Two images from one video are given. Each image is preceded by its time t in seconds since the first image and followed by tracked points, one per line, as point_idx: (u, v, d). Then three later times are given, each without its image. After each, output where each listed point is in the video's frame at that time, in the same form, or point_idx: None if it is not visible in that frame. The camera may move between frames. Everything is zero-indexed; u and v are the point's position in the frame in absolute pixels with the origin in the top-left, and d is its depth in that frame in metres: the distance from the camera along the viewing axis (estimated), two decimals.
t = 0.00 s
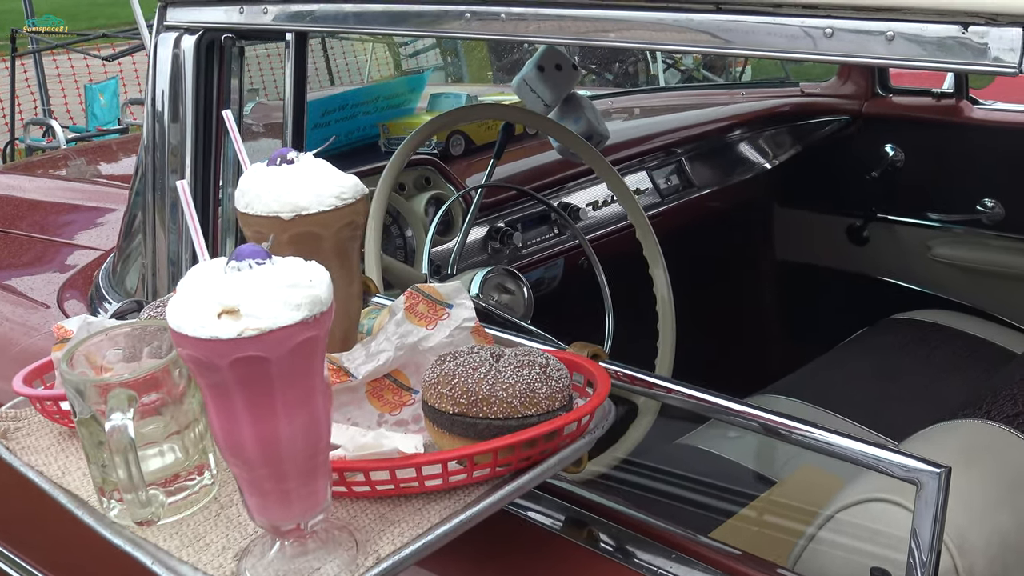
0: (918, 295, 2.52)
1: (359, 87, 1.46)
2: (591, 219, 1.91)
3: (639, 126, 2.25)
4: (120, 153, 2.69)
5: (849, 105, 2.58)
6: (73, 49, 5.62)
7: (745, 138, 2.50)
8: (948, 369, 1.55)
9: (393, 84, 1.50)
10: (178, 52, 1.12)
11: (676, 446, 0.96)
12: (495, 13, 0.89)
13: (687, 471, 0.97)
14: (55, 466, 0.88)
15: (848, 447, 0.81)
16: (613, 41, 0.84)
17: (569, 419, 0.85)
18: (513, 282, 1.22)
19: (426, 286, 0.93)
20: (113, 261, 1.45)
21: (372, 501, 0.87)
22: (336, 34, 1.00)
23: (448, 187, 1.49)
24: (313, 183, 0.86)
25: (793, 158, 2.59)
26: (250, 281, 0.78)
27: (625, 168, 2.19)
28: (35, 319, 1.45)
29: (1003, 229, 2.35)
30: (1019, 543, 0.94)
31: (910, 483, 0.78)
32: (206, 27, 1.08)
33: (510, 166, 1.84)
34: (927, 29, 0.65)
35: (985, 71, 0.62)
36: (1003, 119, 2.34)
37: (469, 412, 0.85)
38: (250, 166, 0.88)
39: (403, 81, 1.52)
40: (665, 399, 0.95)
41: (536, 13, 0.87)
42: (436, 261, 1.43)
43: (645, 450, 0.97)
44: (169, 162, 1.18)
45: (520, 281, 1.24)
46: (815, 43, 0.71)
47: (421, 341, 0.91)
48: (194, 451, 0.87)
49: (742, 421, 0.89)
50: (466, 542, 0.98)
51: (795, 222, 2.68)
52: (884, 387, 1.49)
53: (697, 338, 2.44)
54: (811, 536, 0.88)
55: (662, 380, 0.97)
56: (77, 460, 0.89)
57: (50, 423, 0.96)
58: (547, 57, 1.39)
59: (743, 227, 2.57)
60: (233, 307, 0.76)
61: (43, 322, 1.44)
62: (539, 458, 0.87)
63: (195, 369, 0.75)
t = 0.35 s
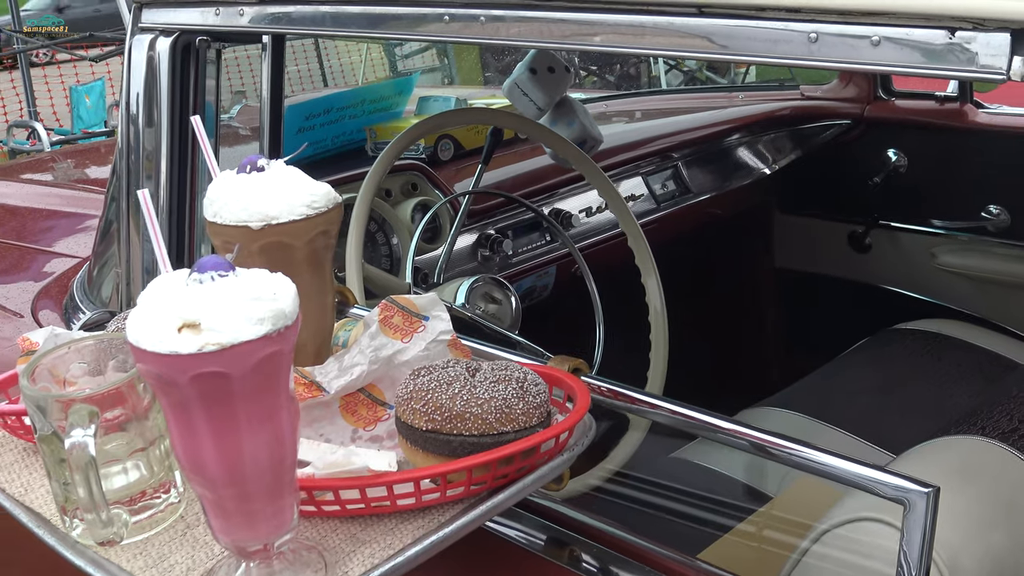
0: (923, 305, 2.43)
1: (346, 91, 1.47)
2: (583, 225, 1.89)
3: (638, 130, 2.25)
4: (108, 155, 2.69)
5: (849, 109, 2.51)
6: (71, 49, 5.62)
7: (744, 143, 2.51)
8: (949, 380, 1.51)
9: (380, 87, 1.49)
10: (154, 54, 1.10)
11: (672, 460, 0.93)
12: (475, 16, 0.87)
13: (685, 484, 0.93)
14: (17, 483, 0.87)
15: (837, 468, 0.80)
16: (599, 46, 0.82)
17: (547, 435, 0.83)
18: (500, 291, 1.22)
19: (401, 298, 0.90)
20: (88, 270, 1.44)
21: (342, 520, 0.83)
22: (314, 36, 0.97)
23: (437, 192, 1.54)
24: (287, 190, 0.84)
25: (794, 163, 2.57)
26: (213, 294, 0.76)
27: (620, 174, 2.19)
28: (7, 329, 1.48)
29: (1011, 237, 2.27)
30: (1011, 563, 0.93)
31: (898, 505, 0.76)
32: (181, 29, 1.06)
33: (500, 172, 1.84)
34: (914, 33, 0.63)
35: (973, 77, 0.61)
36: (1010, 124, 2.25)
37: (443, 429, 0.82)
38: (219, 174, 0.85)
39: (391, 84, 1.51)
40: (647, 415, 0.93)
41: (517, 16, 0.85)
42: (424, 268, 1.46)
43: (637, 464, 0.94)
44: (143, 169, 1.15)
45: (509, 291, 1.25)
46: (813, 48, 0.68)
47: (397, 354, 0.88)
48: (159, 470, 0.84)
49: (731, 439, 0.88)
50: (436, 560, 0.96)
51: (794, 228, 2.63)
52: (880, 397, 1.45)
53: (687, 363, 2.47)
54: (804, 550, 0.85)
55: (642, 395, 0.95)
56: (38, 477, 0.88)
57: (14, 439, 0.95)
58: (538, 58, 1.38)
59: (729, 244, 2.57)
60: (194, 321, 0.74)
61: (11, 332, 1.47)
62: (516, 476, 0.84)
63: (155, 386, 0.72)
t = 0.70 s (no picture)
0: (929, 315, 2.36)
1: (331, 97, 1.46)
2: (574, 232, 1.89)
3: (639, 134, 2.28)
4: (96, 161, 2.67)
5: (851, 112, 2.45)
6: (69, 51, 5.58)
7: (741, 149, 2.45)
8: (949, 395, 1.47)
9: (367, 92, 1.50)
10: (126, 61, 1.07)
11: (666, 476, 0.90)
12: (450, 22, 0.84)
13: (680, 497, 0.91)
14: None
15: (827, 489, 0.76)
16: (582, 53, 0.77)
17: (522, 456, 0.80)
18: (486, 304, 1.29)
19: (373, 313, 0.88)
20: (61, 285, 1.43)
21: (310, 544, 0.80)
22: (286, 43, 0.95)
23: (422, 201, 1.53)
24: (257, 203, 0.81)
25: (792, 169, 2.52)
26: (171, 311, 0.73)
27: (615, 181, 2.14)
28: None
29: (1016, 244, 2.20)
30: None
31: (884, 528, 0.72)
32: (154, 35, 1.04)
33: (488, 180, 1.84)
34: (896, 40, 0.62)
35: (957, 84, 0.60)
36: (1012, 128, 2.21)
37: (413, 449, 0.79)
38: (184, 186, 0.82)
39: (378, 90, 1.52)
40: (630, 434, 0.89)
41: (492, 21, 0.81)
42: (409, 279, 1.47)
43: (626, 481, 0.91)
44: (116, 177, 1.12)
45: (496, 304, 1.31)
46: (813, 57, 0.66)
47: (369, 372, 0.85)
48: (122, 491, 0.82)
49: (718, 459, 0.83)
50: None
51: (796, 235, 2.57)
52: (877, 412, 1.42)
53: (678, 378, 2.50)
54: (798, 565, 0.83)
55: (625, 413, 0.91)
56: None
57: None
58: (527, 63, 1.37)
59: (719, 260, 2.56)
60: (149, 340, 0.71)
61: None
62: (490, 498, 0.81)
63: (112, 410, 0.70)
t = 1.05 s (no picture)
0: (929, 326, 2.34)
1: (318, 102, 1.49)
2: (565, 240, 1.92)
3: (637, 139, 2.26)
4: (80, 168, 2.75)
5: (850, 117, 2.42)
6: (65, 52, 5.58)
7: (739, 154, 2.40)
8: (948, 407, 1.44)
9: (353, 96, 1.52)
10: (100, 65, 1.05)
11: (660, 490, 0.86)
12: (429, 26, 0.81)
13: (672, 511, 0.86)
14: None
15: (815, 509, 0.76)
16: (566, 58, 0.76)
17: (499, 474, 0.77)
18: (472, 314, 1.33)
19: (349, 325, 0.85)
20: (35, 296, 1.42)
21: (281, 564, 0.77)
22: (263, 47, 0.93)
23: (409, 208, 1.55)
24: (227, 213, 0.79)
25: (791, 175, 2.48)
26: (135, 326, 0.70)
27: (610, 187, 2.11)
28: None
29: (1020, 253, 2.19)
30: None
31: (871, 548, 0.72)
32: (130, 39, 1.02)
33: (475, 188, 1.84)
34: (881, 46, 0.63)
35: (945, 91, 0.61)
36: (1014, 132, 2.19)
37: (389, 465, 0.76)
38: (155, 196, 0.80)
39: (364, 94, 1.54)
40: (613, 450, 0.89)
41: (473, 25, 0.79)
42: (395, 287, 1.50)
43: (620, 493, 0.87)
44: (91, 184, 1.10)
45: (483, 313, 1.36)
46: (811, 64, 0.66)
47: (345, 386, 0.83)
48: (90, 510, 0.80)
49: (706, 479, 0.83)
50: None
51: (794, 241, 2.55)
52: (875, 424, 1.39)
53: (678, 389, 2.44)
54: None
55: (610, 430, 0.91)
56: None
57: None
58: (514, 69, 1.38)
59: (718, 273, 2.51)
60: (114, 354, 0.68)
61: None
62: (467, 517, 0.78)
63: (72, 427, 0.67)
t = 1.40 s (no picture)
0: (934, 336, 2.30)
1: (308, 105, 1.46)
2: (561, 248, 1.92)
3: (638, 142, 2.22)
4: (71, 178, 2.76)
5: (855, 122, 2.37)
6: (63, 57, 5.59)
7: (740, 160, 2.39)
8: (954, 422, 1.41)
9: (345, 99, 1.50)
10: (81, 66, 1.03)
11: (659, 506, 0.82)
12: (419, 28, 0.79)
13: (671, 528, 0.81)
14: None
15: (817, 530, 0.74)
16: (562, 62, 0.73)
17: (490, 491, 0.74)
18: (465, 324, 1.32)
19: (335, 337, 0.83)
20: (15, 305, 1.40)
21: None
22: (250, 49, 0.91)
23: (400, 215, 1.58)
24: (210, 220, 0.77)
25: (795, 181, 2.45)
26: (113, 338, 0.67)
27: (609, 194, 2.10)
28: None
29: None
30: None
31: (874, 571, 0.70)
32: (112, 41, 1.00)
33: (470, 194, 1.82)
34: (883, 52, 0.61)
35: (948, 99, 0.59)
36: None
37: (375, 483, 0.73)
38: (135, 203, 0.78)
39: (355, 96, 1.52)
40: (607, 466, 0.87)
41: (464, 28, 0.76)
42: (386, 296, 1.50)
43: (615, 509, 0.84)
44: (71, 190, 1.08)
45: (476, 323, 1.35)
46: (814, 70, 0.63)
47: (331, 401, 0.81)
48: (66, 526, 0.78)
49: (704, 497, 0.81)
50: None
51: (795, 250, 2.51)
52: (879, 439, 1.36)
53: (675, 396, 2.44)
54: None
55: (604, 446, 0.89)
56: None
57: None
58: (511, 72, 1.37)
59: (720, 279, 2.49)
60: (90, 367, 0.65)
61: None
62: (457, 535, 0.76)
63: (46, 441, 0.64)
